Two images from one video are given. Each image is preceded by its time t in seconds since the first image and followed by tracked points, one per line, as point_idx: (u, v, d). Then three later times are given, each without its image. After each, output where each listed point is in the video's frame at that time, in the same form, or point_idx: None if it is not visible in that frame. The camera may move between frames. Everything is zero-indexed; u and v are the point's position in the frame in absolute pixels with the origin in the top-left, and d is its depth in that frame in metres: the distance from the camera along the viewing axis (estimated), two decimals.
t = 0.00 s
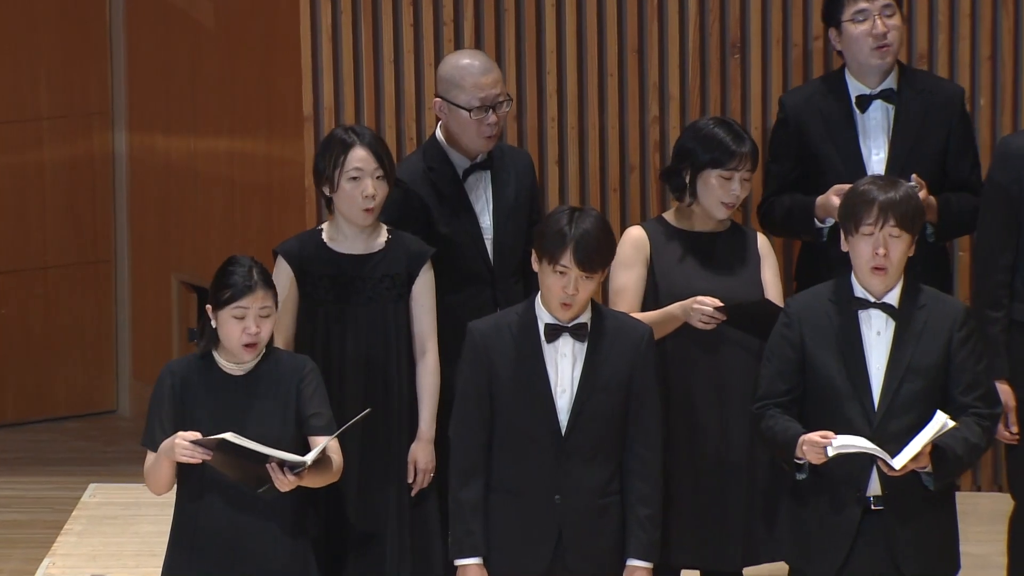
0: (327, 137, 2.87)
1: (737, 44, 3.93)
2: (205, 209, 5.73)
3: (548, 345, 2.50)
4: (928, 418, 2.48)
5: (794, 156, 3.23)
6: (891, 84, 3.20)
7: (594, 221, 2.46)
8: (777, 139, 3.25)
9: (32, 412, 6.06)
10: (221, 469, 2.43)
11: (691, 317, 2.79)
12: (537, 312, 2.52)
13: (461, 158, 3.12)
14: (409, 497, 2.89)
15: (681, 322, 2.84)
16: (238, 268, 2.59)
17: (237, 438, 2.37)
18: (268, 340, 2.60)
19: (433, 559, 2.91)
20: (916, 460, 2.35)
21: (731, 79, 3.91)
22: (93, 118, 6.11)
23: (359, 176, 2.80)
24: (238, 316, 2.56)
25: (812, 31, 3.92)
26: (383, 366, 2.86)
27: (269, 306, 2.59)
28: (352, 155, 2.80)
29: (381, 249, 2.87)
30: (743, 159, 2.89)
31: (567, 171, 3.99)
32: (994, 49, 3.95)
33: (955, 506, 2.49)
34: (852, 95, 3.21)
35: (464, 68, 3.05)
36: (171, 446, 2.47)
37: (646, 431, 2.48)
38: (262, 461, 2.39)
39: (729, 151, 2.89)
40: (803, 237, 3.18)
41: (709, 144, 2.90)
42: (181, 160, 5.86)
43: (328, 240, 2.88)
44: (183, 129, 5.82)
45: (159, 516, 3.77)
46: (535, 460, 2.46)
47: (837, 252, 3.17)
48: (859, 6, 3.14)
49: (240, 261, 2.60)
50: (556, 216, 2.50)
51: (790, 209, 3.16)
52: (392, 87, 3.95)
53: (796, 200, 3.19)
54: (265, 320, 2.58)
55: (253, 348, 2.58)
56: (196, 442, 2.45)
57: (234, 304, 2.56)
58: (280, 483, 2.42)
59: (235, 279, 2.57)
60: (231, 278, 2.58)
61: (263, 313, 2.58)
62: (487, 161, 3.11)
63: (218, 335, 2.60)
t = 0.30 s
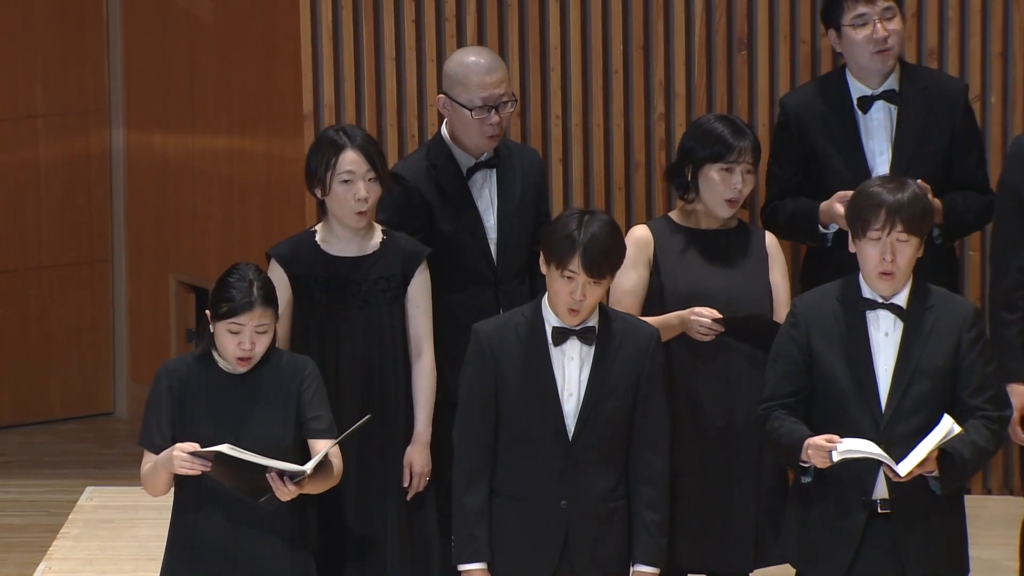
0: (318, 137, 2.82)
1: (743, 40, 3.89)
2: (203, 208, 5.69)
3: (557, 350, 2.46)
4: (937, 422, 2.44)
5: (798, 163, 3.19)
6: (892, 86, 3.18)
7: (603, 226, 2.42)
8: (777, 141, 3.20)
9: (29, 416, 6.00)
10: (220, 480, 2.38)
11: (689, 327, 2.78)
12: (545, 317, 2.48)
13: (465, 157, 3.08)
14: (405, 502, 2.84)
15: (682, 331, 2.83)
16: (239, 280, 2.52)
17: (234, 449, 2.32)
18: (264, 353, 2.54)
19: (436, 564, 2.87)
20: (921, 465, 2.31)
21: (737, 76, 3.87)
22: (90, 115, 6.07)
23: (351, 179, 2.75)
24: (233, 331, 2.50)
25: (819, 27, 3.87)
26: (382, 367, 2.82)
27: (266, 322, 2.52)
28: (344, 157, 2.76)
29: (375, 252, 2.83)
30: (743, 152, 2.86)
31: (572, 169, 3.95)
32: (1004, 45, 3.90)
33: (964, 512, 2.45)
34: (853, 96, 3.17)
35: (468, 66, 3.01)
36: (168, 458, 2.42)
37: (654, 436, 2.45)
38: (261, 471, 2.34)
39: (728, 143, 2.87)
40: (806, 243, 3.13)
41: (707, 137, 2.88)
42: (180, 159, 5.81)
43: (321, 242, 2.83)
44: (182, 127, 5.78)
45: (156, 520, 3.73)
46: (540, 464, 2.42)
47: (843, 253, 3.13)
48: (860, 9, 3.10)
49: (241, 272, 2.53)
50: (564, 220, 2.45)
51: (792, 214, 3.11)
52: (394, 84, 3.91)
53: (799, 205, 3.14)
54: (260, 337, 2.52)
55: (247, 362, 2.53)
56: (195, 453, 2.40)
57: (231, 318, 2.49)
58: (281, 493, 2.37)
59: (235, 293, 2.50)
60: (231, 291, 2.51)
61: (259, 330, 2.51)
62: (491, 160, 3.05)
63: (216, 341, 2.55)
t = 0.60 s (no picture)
0: (310, 134, 2.80)
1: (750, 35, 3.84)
2: (203, 206, 5.65)
3: (563, 352, 2.42)
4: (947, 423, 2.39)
5: (810, 157, 3.16)
6: (908, 83, 3.13)
7: (612, 225, 2.39)
8: (790, 137, 3.17)
9: (27, 418, 5.96)
10: (222, 485, 2.33)
11: (689, 334, 2.75)
12: (550, 320, 2.44)
13: (472, 154, 3.04)
14: (403, 504, 2.79)
15: (682, 337, 2.80)
16: (239, 274, 2.48)
17: (235, 454, 2.28)
18: (265, 349, 2.49)
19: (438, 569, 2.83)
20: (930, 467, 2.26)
21: (743, 71, 3.82)
22: (87, 112, 6.03)
23: (340, 173, 2.72)
24: (235, 325, 2.46)
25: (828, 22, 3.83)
26: (382, 367, 2.78)
27: (267, 315, 2.48)
28: (333, 151, 2.73)
29: (368, 251, 2.79)
30: (744, 142, 2.84)
31: (577, 167, 3.90)
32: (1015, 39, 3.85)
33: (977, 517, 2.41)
34: (867, 93, 3.13)
35: (472, 63, 2.97)
36: (169, 462, 2.38)
37: (661, 439, 2.40)
38: (262, 477, 2.30)
39: (727, 134, 2.84)
40: (816, 239, 3.11)
41: (706, 131, 2.87)
42: (178, 157, 5.78)
43: (315, 241, 2.80)
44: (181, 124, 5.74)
45: (155, 522, 3.69)
46: (545, 468, 2.38)
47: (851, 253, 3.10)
48: (875, 7, 3.05)
49: (240, 267, 2.49)
50: (571, 219, 2.42)
51: (805, 209, 3.09)
52: (395, 81, 3.86)
53: (811, 201, 3.11)
54: (262, 330, 2.48)
55: (250, 357, 2.48)
56: (196, 458, 2.36)
57: (232, 312, 2.45)
58: (283, 500, 2.33)
59: (235, 286, 2.46)
60: (232, 285, 2.47)
61: (261, 323, 2.47)
62: (496, 158, 3.02)
63: (217, 340, 2.51)
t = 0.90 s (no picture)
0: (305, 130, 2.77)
1: (758, 32, 3.80)
2: (202, 205, 5.61)
3: (568, 354, 2.37)
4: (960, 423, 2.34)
5: (829, 149, 3.12)
6: (930, 77, 3.08)
7: (619, 223, 2.35)
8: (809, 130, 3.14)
9: (25, 420, 5.92)
10: (225, 489, 2.29)
11: (688, 340, 2.70)
12: (556, 323, 2.39)
13: (480, 150, 3.00)
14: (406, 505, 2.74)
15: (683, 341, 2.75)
16: (242, 265, 2.47)
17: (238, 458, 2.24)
18: (272, 341, 2.47)
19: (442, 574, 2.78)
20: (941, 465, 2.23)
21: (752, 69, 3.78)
22: (82, 109, 5.97)
23: (333, 166, 2.69)
24: (243, 314, 2.44)
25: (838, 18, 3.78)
26: (385, 369, 2.73)
27: (274, 303, 2.47)
28: (325, 144, 2.70)
29: (366, 248, 2.74)
30: (743, 135, 2.81)
31: (583, 166, 3.86)
32: None
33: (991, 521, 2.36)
34: (888, 87, 3.09)
35: (478, 55, 2.92)
36: (172, 465, 2.34)
37: (666, 441, 2.36)
38: (266, 483, 2.27)
39: (726, 129, 2.81)
40: (832, 234, 3.08)
41: (704, 129, 2.84)
42: (177, 156, 5.74)
43: (314, 237, 2.76)
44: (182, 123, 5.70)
45: (155, 526, 3.65)
46: (550, 472, 2.33)
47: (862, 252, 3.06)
48: None
49: (242, 258, 2.49)
50: (575, 217, 2.38)
51: (822, 204, 3.05)
52: (397, 78, 3.82)
53: (828, 195, 3.07)
54: (269, 320, 2.46)
55: (256, 350, 2.46)
56: (199, 462, 2.32)
57: (239, 302, 2.44)
58: (286, 505, 2.31)
59: (240, 275, 2.45)
60: (236, 275, 2.46)
61: (268, 311, 2.46)
62: (505, 154, 2.97)
63: (220, 337, 2.48)
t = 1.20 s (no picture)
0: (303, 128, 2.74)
1: (767, 30, 3.76)
2: (202, 205, 5.74)
3: (569, 358, 2.33)
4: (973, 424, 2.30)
5: (844, 144, 3.10)
6: (950, 75, 3.03)
7: (621, 223, 2.31)
8: (825, 128, 3.13)
9: (26, 422, 5.84)
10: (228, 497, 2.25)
11: (687, 347, 2.66)
12: (557, 327, 2.34)
13: (491, 146, 2.95)
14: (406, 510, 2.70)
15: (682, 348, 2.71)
16: (246, 261, 2.46)
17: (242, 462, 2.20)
18: (279, 338, 2.44)
19: None
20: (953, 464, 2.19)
21: (761, 68, 3.75)
22: (82, 109, 5.90)
23: (331, 162, 2.65)
24: (251, 307, 2.41)
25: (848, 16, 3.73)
26: (386, 371, 2.69)
27: (282, 297, 2.45)
28: (322, 139, 2.66)
29: (365, 248, 2.70)
30: (741, 131, 2.77)
31: (589, 166, 3.82)
32: None
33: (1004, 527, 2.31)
34: (907, 84, 3.05)
35: (493, 48, 2.89)
36: (175, 471, 2.29)
37: (668, 446, 2.32)
38: (269, 490, 2.22)
39: (724, 127, 2.77)
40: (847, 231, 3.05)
41: (702, 127, 2.80)
42: (178, 156, 5.78)
43: (314, 236, 2.72)
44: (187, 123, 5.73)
45: (152, 531, 3.61)
46: (551, 477, 2.29)
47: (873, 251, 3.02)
48: None
49: (246, 255, 2.47)
50: (578, 216, 2.34)
51: (836, 201, 3.03)
52: (400, 76, 3.78)
53: (843, 192, 3.05)
54: (277, 314, 2.44)
55: (264, 345, 2.42)
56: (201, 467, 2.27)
57: (246, 294, 2.42)
58: (289, 517, 2.26)
59: (244, 268, 2.44)
60: (240, 271, 2.44)
61: (276, 305, 2.44)
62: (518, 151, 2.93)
63: (225, 336, 2.44)
